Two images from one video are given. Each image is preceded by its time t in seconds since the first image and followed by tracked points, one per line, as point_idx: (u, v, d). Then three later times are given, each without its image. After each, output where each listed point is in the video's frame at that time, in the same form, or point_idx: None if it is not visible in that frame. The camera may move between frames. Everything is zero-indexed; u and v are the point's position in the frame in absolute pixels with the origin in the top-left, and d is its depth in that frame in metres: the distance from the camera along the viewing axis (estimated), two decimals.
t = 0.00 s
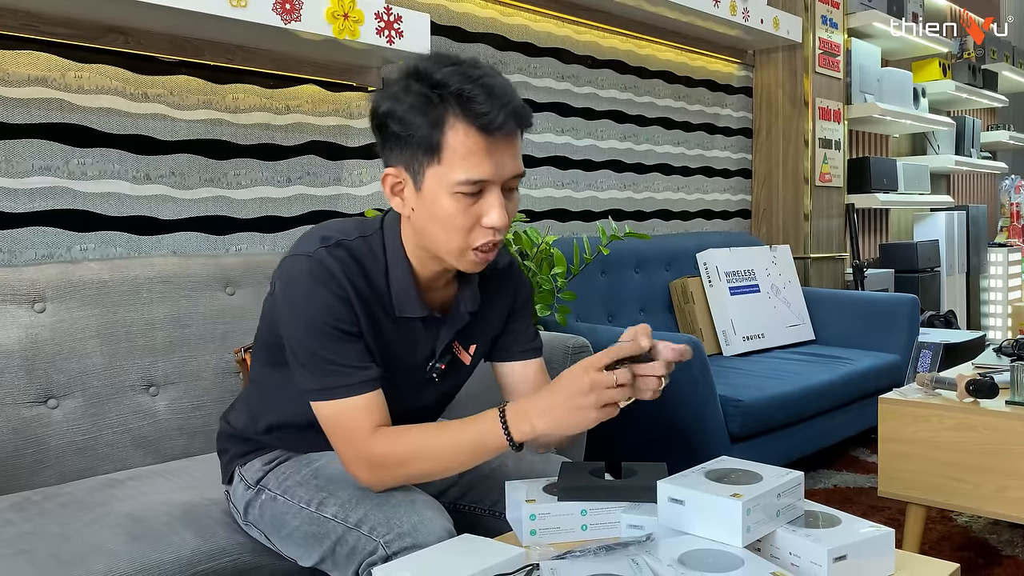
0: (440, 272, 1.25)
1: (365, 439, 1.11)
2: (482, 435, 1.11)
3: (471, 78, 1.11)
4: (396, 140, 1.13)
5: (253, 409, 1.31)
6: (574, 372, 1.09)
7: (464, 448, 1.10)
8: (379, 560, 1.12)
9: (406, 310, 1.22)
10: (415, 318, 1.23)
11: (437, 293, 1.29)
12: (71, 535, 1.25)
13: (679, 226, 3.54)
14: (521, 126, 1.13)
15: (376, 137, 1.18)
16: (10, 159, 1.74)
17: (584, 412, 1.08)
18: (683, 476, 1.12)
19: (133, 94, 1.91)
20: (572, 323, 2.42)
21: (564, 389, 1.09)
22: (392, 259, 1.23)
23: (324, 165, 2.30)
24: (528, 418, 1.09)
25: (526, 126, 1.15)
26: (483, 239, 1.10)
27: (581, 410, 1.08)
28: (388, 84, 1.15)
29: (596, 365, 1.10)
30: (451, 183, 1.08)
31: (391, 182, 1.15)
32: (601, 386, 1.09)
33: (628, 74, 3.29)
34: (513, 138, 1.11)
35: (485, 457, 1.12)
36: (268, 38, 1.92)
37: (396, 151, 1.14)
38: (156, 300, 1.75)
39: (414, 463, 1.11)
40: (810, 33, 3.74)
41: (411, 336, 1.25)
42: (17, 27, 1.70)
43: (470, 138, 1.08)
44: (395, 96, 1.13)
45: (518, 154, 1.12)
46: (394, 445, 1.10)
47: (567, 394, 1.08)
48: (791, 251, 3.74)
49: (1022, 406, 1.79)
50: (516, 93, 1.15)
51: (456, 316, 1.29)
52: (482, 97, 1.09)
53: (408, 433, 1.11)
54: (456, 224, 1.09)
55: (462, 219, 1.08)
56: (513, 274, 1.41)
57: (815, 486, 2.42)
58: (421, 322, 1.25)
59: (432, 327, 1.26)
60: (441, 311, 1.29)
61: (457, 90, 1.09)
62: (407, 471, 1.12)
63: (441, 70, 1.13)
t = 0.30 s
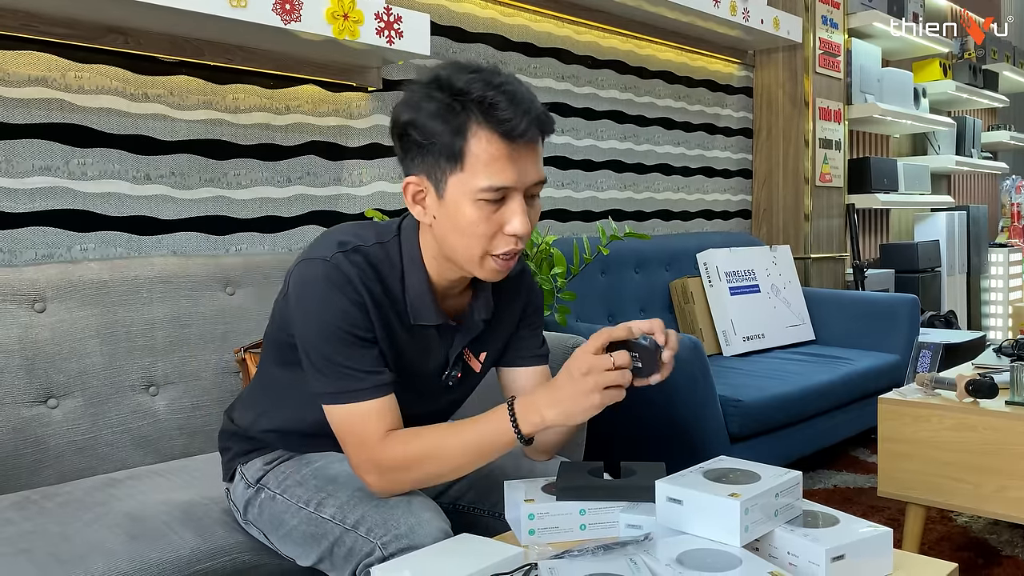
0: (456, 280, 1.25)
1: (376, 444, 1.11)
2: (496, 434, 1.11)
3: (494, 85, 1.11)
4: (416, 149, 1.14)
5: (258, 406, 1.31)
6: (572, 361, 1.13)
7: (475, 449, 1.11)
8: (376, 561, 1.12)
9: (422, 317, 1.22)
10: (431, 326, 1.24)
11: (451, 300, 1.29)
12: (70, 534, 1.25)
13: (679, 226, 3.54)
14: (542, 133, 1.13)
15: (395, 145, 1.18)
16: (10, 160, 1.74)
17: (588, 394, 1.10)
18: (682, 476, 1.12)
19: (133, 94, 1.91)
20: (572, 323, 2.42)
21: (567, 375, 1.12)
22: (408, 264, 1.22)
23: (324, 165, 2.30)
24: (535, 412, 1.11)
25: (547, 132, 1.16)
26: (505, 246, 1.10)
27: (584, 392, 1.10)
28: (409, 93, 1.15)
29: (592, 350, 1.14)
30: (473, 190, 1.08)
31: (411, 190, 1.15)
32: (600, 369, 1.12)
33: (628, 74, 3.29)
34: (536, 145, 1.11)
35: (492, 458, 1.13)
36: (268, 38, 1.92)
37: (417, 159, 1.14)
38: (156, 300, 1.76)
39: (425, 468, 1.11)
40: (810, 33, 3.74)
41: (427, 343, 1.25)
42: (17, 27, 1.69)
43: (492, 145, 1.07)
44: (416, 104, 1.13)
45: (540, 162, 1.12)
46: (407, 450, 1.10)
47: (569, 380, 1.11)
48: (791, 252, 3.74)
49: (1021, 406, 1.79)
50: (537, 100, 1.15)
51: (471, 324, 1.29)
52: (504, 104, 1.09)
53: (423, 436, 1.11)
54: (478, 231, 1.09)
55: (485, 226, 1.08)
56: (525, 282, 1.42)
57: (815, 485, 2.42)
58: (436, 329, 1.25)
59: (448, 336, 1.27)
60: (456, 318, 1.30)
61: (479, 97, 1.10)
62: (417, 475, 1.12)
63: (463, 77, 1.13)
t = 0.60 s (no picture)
0: (464, 280, 1.24)
1: (373, 444, 1.11)
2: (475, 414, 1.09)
3: (497, 80, 1.11)
4: (421, 141, 1.15)
5: (264, 407, 1.31)
6: (545, 334, 1.04)
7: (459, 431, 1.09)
8: (375, 561, 1.12)
9: (430, 317, 1.22)
10: (440, 325, 1.24)
11: (460, 300, 1.29)
12: (70, 533, 1.25)
13: (679, 226, 3.54)
14: (546, 131, 1.11)
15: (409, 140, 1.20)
16: (10, 159, 1.74)
17: (564, 372, 1.04)
18: (681, 476, 1.12)
19: (133, 94, 1.91)
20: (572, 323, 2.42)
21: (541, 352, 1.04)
22: (418, 264, 1.22)
23: (324, 165, 2.30)
24: (503, 387, 1.06)
25: (553, 131, 1.14)
26: (496, 241, 1.08)
27: (557, 370, 1.04)
28: (420, 86, 1.17)
29: (570, 323, 1.03)
30: (466, 181, 1.08)
31: (416, 182, 1.17)
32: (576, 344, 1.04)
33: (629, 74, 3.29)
34: (536, 139, 1.09)
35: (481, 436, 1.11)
36: (267, 38, 1.92)
37: (422, 151, 1.16)
38: (156, 300, 1.76)
39: (419, 461, 1.10)
40: (811, 33, 3.74)
41: (435, 343, 1.25)
42: (17, 27, 1.69)
43: (488, 137, 1.07)
44: (424, 97, 1.15)
45: (542, 158, 1.10)
46: (398, 447, 1.09)
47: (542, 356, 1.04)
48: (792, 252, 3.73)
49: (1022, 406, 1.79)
50: (545, 98, 1.14)
51: (480, 324, 1.30)
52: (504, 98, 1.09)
53: (407, 429, 1.10)
54: (469, 223, 1.08)
55: (476, 219, 1.08)
56: (531, 282, 1.43)
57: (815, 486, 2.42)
58: (445, 329, 1.25)
59: (457, 336, 1.27)
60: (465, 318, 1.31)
61: (481, 90, 1.10)
62: (414, 469, 1.11)
63: (469, 72, 1.13)
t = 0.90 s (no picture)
0: (466, 277, 1.24)
1: (375, 446, 1.11)
2: (482, 426, 1.10)
3: (500, 75, 1.11)
4: (424, 136, 1.15)
5: (264, 409, 1.31)
6: (554, 351, 1.04)
7: (464, 441, 1.10)
8: (375, 561, 1.12)
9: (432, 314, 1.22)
10: (442, 323, 1.24)
11: (462, 297, 1.29)
12: (69, 534, 1.25)
13: (680, 226, 3.54)
14: (550, 127, 1.11)
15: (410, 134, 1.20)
16: (10, 160, 1.74)
17: (573, 388, 1.04)
18: (680, 476, 1.12)
19: (133, 94, 1.91)
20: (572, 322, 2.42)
21: (549, 367, 1.04)
22: (420, 262, 1.22)
23: (325, 165, 2.30)
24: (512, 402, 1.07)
25: (557, 126, 1.14)
26: (500, 238, 1.09)
27: (566, 387, 1.04)
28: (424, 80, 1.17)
29: (580, 340, 1.03)
30: (470, 178, 1.08)
31: (417, 176, 1.17)
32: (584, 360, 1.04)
33: (629, 74, 3.29)
34: (539, 137, 1.09)
35: (483, 447, 1.12)
36: (267, 38, 1.92)
37: (424, 146, 1.15)
38: (156, 300, 1.76)
39: (420, 466, 1.10)
40: (812, 34, 3.74)
41: (437, 341, 1.25)
42: (17, 27, 1.69)
43: (492, 133, 1.07)
44: (428, 91, 1.15)
45: (545, 155, 1.10)
46: (400, 450, 1.09)
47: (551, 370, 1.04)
48: (793, 252, 3.73)
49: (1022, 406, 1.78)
50: (549, 94, 1.13)
51: (482, 321, 1.30)
52: (507, 93, 1.08)
53: (412, 434, 1.10)
54: (473, 220, 1.09)
55: (479, 216, 1.08)
56: (531, 280, 1.43)
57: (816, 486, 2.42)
58: (447, 326, 1.25)
59: (458, 333, 1.27)
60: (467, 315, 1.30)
61: (486, 87, 1.09)
62: (414, 473, 1.11)
63: (472, 66, 1.13)
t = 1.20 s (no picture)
0: (476, 277, 1.25)
1: (375, 446, 1.11)
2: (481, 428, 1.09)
3: (519, 86, 1.10)
4: (440, 145, 1.14)
5: (267, 409, 1.31)
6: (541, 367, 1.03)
7: (464, 442, 1.10)
8: (376, 561, 1.12)
9: (441, 314, 1.22)
10: (450, 322, 1.24)
11: (471, 296, 1.29)
12: (69, 534, 1.25)
13: (681, 226, 3.54)
14: (568, 134, 1.11)
15: (421, 140, 1.18)
16: (11, 159, 1.74)
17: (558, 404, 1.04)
18: (681, 476, 1.11)
19: (133, 94, 1.91)
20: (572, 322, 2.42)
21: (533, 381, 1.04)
22: (429, 263, 1.22)
23: (325, 165, 2.30)
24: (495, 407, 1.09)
25: (573, 132, 1.14)
26: (524, 246, 1.09)
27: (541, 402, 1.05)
28: (436, 88, 1.15)
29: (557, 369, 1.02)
30: (494, 190, 1.07)
31: (433, 185, 1.16)
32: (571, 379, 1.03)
33: (630, 74, 3.29)
34: (559, 148, 1.09)
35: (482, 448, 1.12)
36: (268, 37, 1.92)
37: (440, 155, 1.14)
38: (156, 300, 1.75)
39: (419, 466, 1.10)
40: (814, 33, 3.74)
41: (444, 340, 1.25)
42: (17, 26, 1.69)
43: (514, 146, 1.06)
44: (443, 101, 1.13)
45: (564, 162, 1.10)
46: (400, 451, 1.09)
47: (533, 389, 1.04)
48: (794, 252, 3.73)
49: None
50: (565, 101, 1.13)
51: (489, 320, 1.30)
52: (528, 106, 1.07)
53: (413, 435, 1.09)
54: (497, 231, 1.08)
55: (504, 226, 1.08)
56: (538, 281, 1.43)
57: (817, 486, 2.42)
58: (454, 326, 1.25)
59: (466, 332, 1.27)
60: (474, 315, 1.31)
61: (505, 97, 1.09)
62: (413, 474, 1.11)
63: (490, 76, 1.12)
